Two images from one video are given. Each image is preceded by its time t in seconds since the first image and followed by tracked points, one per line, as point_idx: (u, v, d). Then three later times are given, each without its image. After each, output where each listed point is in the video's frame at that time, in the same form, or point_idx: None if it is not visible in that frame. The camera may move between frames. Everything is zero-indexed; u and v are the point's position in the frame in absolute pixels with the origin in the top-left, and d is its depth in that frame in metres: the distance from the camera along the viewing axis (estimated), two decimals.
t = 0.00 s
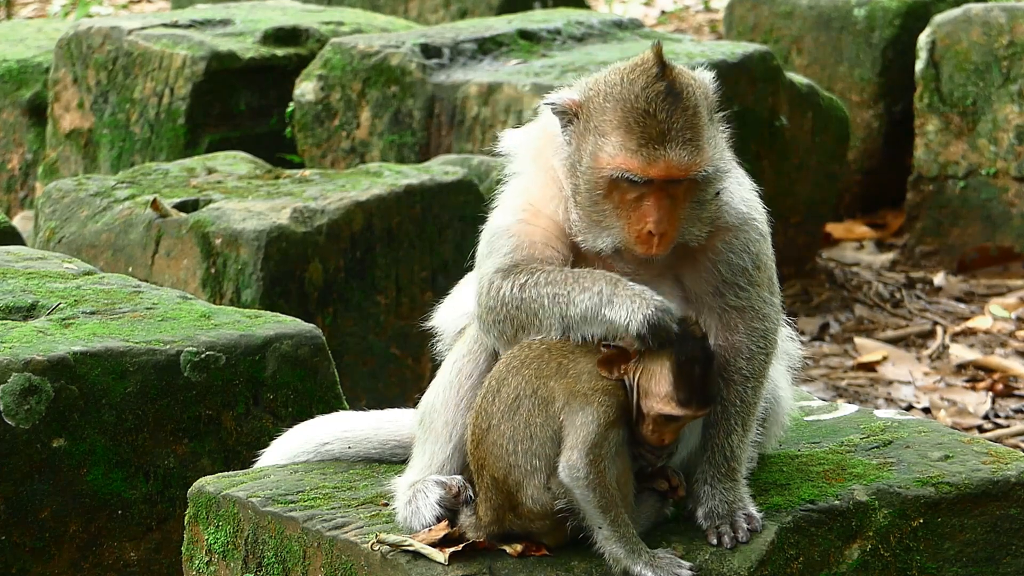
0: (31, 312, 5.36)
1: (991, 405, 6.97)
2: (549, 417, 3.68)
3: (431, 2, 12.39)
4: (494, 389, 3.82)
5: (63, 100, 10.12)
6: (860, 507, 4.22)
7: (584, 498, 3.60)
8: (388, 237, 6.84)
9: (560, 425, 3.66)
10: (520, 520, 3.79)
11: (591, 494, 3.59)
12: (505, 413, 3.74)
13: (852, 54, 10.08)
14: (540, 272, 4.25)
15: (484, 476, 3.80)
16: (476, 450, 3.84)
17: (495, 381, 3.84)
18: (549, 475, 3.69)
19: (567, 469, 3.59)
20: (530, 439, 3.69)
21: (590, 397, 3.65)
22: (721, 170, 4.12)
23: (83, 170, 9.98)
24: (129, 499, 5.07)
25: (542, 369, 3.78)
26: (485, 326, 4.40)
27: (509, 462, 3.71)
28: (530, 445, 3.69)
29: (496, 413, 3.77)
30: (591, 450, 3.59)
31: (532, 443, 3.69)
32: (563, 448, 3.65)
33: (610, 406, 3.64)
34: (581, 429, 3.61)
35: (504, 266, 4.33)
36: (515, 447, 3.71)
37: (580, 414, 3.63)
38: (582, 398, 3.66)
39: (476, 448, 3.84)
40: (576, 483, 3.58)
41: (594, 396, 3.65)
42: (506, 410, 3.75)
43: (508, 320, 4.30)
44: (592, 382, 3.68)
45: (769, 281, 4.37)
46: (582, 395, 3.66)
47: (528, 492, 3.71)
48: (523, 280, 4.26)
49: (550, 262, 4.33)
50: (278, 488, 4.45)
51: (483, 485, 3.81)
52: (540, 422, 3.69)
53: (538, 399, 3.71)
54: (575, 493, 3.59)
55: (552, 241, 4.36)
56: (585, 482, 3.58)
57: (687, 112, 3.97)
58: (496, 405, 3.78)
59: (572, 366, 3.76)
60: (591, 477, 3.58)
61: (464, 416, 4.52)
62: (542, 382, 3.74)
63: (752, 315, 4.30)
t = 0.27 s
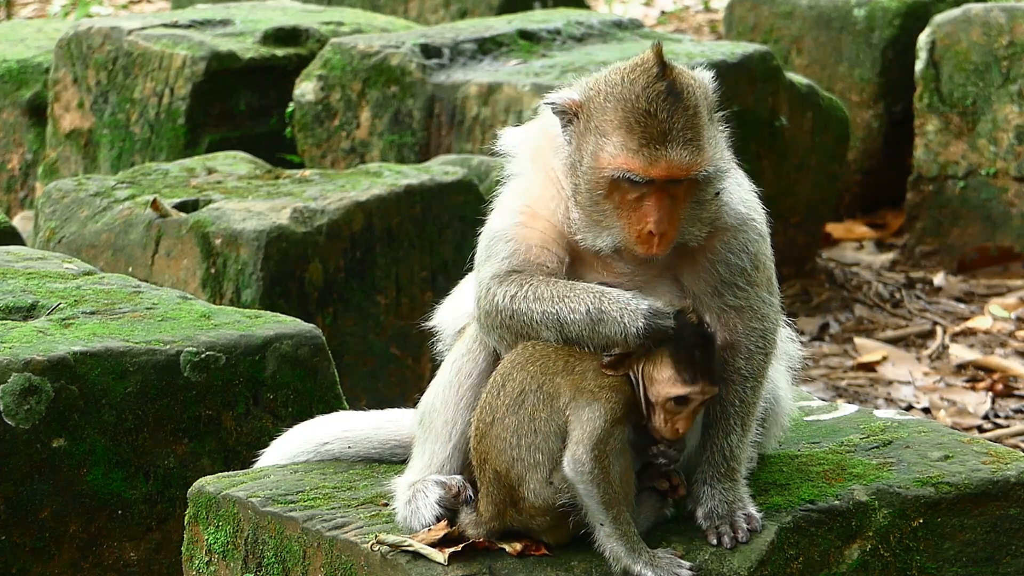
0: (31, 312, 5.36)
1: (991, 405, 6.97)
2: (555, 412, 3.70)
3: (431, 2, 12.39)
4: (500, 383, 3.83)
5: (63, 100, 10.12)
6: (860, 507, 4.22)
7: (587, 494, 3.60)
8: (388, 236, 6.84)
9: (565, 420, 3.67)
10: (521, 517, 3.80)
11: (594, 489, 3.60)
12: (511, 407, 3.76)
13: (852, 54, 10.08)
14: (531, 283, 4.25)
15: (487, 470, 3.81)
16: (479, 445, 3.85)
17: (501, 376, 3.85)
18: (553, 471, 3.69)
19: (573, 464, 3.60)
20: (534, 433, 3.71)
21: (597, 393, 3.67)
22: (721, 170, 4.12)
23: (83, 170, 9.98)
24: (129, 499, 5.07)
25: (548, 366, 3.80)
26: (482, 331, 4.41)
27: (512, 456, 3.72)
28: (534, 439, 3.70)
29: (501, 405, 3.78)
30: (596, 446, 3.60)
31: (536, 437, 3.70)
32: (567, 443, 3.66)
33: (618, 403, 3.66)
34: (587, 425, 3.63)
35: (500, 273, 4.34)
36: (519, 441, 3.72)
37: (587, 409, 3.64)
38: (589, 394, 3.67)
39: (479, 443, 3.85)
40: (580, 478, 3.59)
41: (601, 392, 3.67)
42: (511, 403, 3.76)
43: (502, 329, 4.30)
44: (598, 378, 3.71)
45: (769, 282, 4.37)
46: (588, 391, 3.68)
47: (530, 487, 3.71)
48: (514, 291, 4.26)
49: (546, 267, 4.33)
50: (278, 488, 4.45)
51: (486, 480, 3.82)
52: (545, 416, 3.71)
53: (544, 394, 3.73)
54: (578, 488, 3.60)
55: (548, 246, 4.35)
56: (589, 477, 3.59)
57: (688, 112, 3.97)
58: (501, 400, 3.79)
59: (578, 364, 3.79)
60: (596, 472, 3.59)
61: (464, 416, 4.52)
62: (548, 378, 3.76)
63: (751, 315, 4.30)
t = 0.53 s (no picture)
0: (31, 312, 5.36)
1: (991, 405, 6.97)
2: (558, 409, 3.70)
3: (431, 2, 12.39)
4: (502, 381, 3.85)
5: (63, 100, 10.12)
6: (860, 507, 4.22)
7: (590, 491, 3.60)
8: (388, 236, 6.84)
9: (568, 416, 3.68)
10: (522, 515, 3.80)
11: (596, 487, 3.59)
12: (513, 404, 3.77)
13: (852, 54, 10.08)
14: (528, 284, 4.25)
15: (488, 468, 3.81)
16: (480, 443, 3.86)
17: (502, 373, 3.87)
18: (554, 468, 3.70)
19: (576, 461, 3.60)
20: (536, 430, 3.72)
21: (600, 390, 3.67)
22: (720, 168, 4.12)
23: (83, 170, 9.98)
24: (129, 499, 5.07)
25: (551, 364, 3.82)
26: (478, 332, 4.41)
27: (513, 454, 3.73)
28: (536, 436, 3.71)
29: (503, 403, 3.79)
30: (599, 442, 3.60)
31: (538, 434, 3.71)
32: (571, 440, 3.66)
33: (621, 399, 3.65)
34: (590, 421, 3.63)
35: (496, 274, 4.34)
36: (521, 438, 3.73)
37: (590, 406, 3.65)
38: (592, 391, 3.68)
39: (480, 441, 3.85)
40: (583, 475, 3.59)
41: (604, 389, 3.67)
42: (513, 400, 3.77)
43: (500, 330, 4.30)
44: (601, 375, 3.71)
45: (768, 281, 4.37)
46: (591, 388, 3.68)
47: (531, 485, 3.72)
48: (511, 292, 4.26)
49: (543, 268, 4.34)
50: (278, 488, 4.45)
51: (487, 477, 3.82)
52: (547, 413, 3.71)
53: (547, 391, 3.74)
54: (580, 485, 3.60)
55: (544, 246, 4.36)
56: (592, 474, 3.59)
57: (686, 110, 3.97)
58: (504, 397, 3.80)
59: (581, 362, 3.79)
60: (599, 469, 3.59)
61: (463, 416, 4.53)
62: (550, 375, 3.78)
63: (750, 314, 4.29)
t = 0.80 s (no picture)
0: (31, 312, 5.36)
1: (991, 405, 6.97)
2: (557, 408, 3.71)
3: (431, 2, 12.39)
4: (503, 380, 3.88)
5: (63, 100, 10.12)
6: (860, 507, 4.22)
7: (589, 491, 3.59)
8: (388, 236, 6.84)
9: (567, 415, 3.69)
10: (521, 515, 3.80)
11: (596, 486, 3.58)
12: (514, 403, 3.80)
13: (852, 54, 10.08)
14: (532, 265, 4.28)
15: (488, 467, 3.83)
16: (481, 442, 3.88)
17: (504, 373, 3.90)
18: (554, 467, 3.70)
19: (576, 460, 3.60)
20: (536, 429, 3.73)
21: (600, 388, 3.66)
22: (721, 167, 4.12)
23: (83, 170, 9.98)
24: (129, 499, 5.07)
25: (551, 362, 3.83)
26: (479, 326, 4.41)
27: (513, 453, 3.75)
28: (536, 435, 3.73)
29: (504, 402, 3.82)
30: (600, 442, 3.60)
31: (537, 434, 3.72)
32: (571, 440, 3.66)
33: (621, 397, 3.65)
34: (589, 421, 3.62)
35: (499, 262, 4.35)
36: (521, 436, 3.74)
37: (591, 405, 3.65)
38: (592, 390, 3.67)
39: (481, 440, 3.88)
40: (583, 474, 3.58)
41: (604, 387, 3.67)
42: (514, 399, 3.80)
43: (505, 315, 4.31)
44: (602, 374, 3.70)
45: (767, 281, 4.37)
46: (591, 387, 3.68)
47: (531, 484, 3.72)
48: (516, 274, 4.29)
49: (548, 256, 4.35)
50: (278, 488, 4.45)
51: (487, 477, 3.84)
52: (547, 412, 3.72)
53: (547, 390, 3.76)
54: (580, 484, 3.59)
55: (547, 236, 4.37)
56: (592, 473, 3.58)
57: (689, 108, 3.98)
58: (505, 396, 3.83)
59: (581, 360, 3.79)
60: (598, 469, 3.58)
61: (463, 416, 4.53)
62: (551, 373, 3.79)
63: (749, 314, 4.28)
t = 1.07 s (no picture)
0: (31, 312, 5.37)
1: (991, 405, 6.97)
2: (564, 403, 3.72)
3: (431, 2, 12.39)
4: (511, 374, 3.89)
5: (63, 100, 10.13)
6: (860, 507, 4.22)
7: (594, 486, 3.59)
8: (388, 237, 6.84)
9: (573, 410, 3.69)
10: (522, 510, 3.80)
11: (602, 481, 3.58)
12: (519, 395, 3.81)
13: (852, 54, 10.08)
14: (532, 259, 4.28)
15: (491, 460, 3.84)
16: (485, 436, 3.89)
17: (511, 367, 3.92)
18: (557, 463, 3.70)
19: (583, 455, 3.59)
20: (541, 422, 3.73)
21: (608, 384, 3.67)
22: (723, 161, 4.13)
23: (83, 170, 9.98)
24: (129, 499, 5.08)
25: (558, 356, 3.85)
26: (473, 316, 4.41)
27: (517, 446, 3.75)
28: (540, 429, 3.73)
29: (511, 396, 3.83)
30: (606, 437, 3.60)
31: (542, 428, 3.73)
32: (577, 435, 3.66)
33: (628, 393, 3.65)
34: (597, 416, 3.62)
35: (496, 252, 4.36)
36: (525, 430, 3.75)
37: (599, 400, 3.65)
38: (600, 386, 3.68)
39: (484, 433, 3.88)
40: (588, 469, 3.58)
41: (612, 383, 3.67)
42: (520, 392, 3.81)
43: (499, 309, 4.32)
44: (609, 370, 3.71)
45: (768, 281, 4.38)
46: (599, 382, 3.69)
47: (533, 478, 3.72)
48: (515, 266, 4.29)
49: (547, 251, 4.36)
50: (278, 487, 4.45)
51: (490, 470, 3.85)
52: (552, 407, 3.73)
53: (554, 384, 3.77)
54: (585, 479, 3.59)
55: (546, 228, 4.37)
56: (598, 468, 3.58)
57: (691, 101, 3.98)
58: (512, 389, 3.84)
59: (588, 355, 3.80)
60: (605, 463, 3.59)
61: (464, 416, 4.53)
62: (558, 368, 3.80)
63: (750, 313, 4.29)
